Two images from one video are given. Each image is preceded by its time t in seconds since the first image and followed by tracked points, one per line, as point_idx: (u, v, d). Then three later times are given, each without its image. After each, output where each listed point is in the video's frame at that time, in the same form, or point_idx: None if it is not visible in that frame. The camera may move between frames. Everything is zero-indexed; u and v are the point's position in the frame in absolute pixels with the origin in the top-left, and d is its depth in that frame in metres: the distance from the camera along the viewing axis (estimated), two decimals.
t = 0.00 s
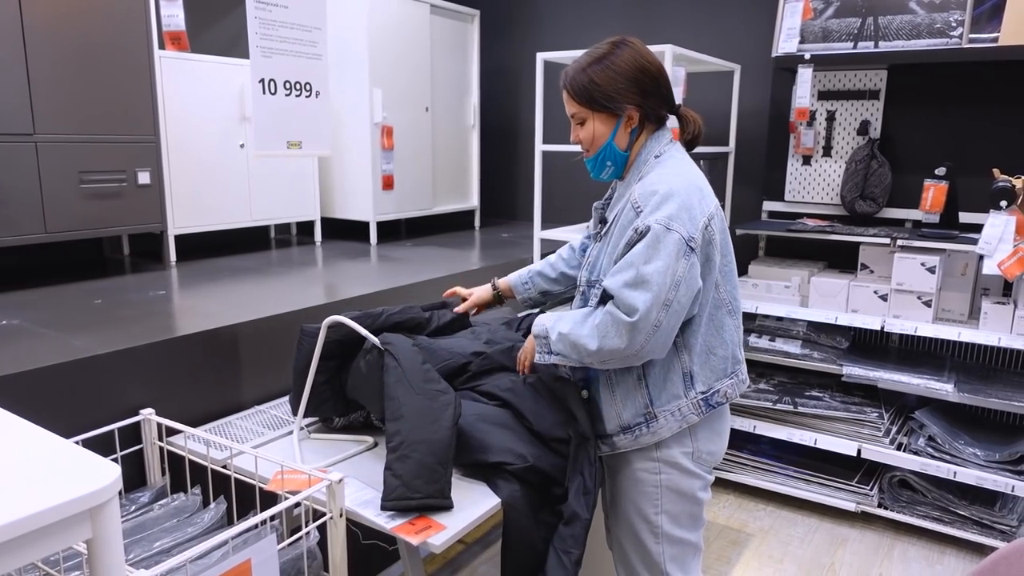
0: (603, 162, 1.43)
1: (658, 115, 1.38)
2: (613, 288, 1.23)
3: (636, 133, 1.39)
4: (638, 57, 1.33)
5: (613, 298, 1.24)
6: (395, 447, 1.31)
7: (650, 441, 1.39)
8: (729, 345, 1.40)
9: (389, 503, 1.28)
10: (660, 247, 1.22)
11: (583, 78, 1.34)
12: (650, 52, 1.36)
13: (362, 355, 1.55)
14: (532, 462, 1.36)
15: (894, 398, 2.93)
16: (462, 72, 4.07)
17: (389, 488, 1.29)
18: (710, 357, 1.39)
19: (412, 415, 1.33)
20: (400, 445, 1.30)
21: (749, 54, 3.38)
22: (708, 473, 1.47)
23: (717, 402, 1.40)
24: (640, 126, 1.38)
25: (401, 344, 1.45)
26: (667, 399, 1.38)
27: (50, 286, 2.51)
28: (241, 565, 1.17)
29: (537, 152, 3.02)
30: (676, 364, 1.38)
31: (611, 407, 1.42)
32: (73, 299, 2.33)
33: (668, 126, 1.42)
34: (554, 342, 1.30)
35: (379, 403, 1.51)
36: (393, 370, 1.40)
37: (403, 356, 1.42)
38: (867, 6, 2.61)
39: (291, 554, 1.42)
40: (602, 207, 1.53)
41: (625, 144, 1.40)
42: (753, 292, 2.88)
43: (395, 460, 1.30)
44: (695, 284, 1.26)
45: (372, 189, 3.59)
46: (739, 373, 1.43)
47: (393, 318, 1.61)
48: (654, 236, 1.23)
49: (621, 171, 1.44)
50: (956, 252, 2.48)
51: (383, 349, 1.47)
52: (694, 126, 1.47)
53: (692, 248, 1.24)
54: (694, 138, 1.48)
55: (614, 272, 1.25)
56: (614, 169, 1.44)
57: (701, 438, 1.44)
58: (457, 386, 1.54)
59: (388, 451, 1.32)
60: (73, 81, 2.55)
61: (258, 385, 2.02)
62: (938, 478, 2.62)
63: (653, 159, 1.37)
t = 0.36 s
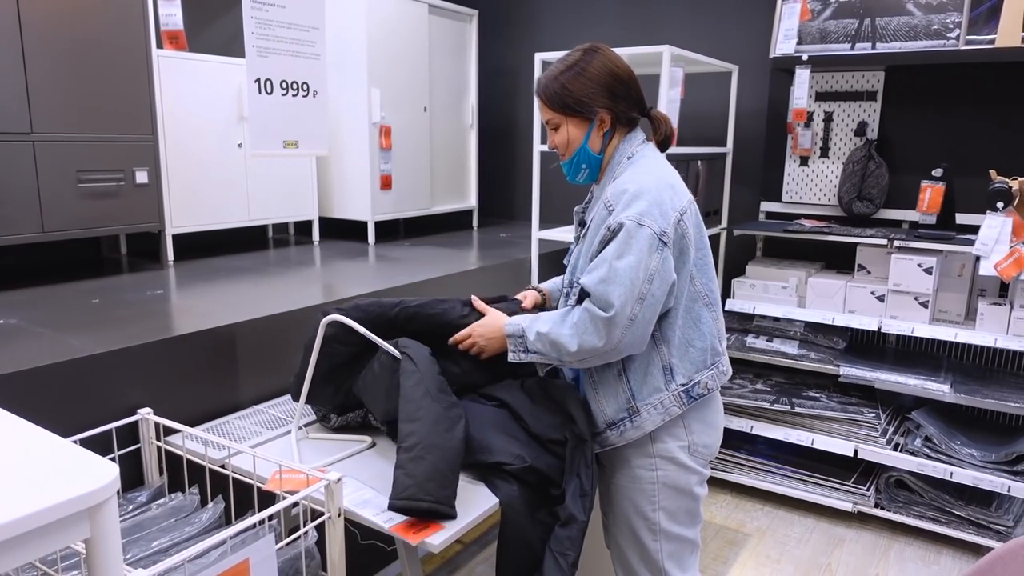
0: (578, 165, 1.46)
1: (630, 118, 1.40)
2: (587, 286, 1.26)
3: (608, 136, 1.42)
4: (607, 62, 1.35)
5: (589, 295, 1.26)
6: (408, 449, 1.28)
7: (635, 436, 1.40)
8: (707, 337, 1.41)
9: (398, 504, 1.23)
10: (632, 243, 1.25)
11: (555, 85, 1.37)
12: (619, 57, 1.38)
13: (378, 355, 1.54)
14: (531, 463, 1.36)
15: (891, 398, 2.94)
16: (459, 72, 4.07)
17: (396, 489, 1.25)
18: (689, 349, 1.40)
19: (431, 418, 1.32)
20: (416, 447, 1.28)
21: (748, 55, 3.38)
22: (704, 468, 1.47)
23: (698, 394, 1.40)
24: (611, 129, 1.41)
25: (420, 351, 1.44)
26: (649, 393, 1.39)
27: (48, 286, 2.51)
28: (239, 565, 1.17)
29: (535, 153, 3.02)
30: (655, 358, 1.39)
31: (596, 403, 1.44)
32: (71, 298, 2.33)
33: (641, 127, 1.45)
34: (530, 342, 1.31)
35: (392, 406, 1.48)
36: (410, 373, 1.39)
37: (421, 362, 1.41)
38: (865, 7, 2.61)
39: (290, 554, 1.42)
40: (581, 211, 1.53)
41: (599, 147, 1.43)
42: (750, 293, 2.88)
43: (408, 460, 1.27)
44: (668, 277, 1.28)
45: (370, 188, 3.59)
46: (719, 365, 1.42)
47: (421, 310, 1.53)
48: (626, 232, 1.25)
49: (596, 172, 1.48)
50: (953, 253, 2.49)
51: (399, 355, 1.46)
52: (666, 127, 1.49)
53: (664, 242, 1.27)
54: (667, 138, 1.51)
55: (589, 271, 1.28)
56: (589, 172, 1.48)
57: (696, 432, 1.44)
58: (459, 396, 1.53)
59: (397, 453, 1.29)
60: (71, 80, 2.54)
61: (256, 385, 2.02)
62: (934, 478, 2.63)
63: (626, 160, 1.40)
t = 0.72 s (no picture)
0: (578, 167, 1.47)
1: (628, 119, 1.41)
2: (590, 287, 1.26)
3: (607, 137, 1.43)
4: (602, 65, 1.36)
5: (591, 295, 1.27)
6: (472, 493, 1.21)
7: (640, 434, 1.42)
8: (710, 336, 1.41)
9: (482, 552, 1.13)
10: (634, 245, 1.25)
11: (552, 90, 1.38)
12: (614, 59, 1.39)
13: (378, 400, 1.49)
14: (535, 462, 1.36)
15: (892, 398, 2.95)
16: (460, 72, 4.08)
17: (469, 537, 1.15)
18: (692, 348, 1.40)
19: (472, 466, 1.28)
20: (480, 492, 1.22)
21: (748, 56, 3.39)
22: (707, 468, 1.48)
23: (702, 393, 1.41)
24: (609, 130, 1.42)
25: (426, 394, 1.43)
26: (653, 393, 1.40)
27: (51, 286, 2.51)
28: (245, 564, 1.17)
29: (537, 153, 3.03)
30: (658, 358, 1.40)
31: (600, 403, 1.46)
32: (74, 299, 2.33)
33: (638, 128, 1.46)
34: (536, 333, 1.31)
35: (403, 454, 1.43)
36: (434, 424, 1.35)
37: (433, 411, 1.38)
38: (865, 7, 2.62)
39: (295, 553, 1.43)
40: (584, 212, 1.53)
41: (598, 148, 1.43)
42: (751, 292, 2.89)
43: (475, 504, 1.19)
44: (669, 277, 1.29)
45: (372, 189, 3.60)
46: (724, 362, 1.43)
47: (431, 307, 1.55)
48: (628, 234, 1.26)
49: (597, 174, 1.48)
50: (953, 252, 2.49)
51: (403, 407, 1.41)
52: (663, 125, 1.50)
53: (665, 243, 1.27)
54: (665, 136, 1.51)
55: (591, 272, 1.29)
56: (591, 173, 1.48)
57: (698, 431, 1.45)
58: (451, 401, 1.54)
59: (452, 498, 1.21)
60: (74, 80, 2.55)
61: (259, 385, 2.03)
62: (935, 477, 2.64)
63: (626, 160, 1.41)
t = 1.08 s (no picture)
0: (571, 166, 1.47)
1: (625, 120, 1.42)
2: (590, 266, 1.25)
3: (602, 138, 1.43)
4: (603, 65, 1.37)
5: (591, 272, 1.25)
6: (477, 497, 1.22)
7: (646, 430, 1.41)
8: (709, 331, 1.42)
9: (488, 556, 1.14)
10: (642, 236, 1.27)
11: (551, 87, 1.38)
12: (615, 60, 1.39)
13: (382, 399, 1.50)
14: (537, 462, 1.36)
15: (893, 397, 2.95)
16: (462, 72, 4.08)
17: (476, 542, 1.15)
18: (693, 344, 1.40)
19: (476, 468, 1.28)
20: (485, 495, 1.23)
21: (748, 56, 3.40)
22: (721, 463, 1.49)
23: (702, 386, 1.42)
24: (604, 131, 1.42)
25: (428, 395, 1.43)
26: (656, 388, 1.39)
27: (54, 286, 2.52)
28: (249, 563, 1.18)
29: (538, 153, 3.03)
30: (659, 353, 1.39)
31: (602, 404, 1.44)
32: (77, 299, 2.34)
33: (636, 130, 1.46)
34: (520, 298, 1.29)
35: (406, 454, 1.44)
36: (437, 426, 1.35)
37: (437, 412, 1.38)
38: (866, 7, 2.62)
39: (298, 553, 1.43)
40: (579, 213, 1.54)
41: (593, 149, 1.43)
42: (752, 292, 2.89)
43: (481, 507, 1.20)
44: (669, 270, 1.30)
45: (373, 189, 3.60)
46: (719, 357, 1.44)
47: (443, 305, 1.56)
48: (636, 225, 1.27)
49: (590, 175, 1.48)
50: (955, 252, 2.50)
51: (405, 408, 1.41)
52: (660, 129, 1.51)
53: (670, 237, 1.29)
54: (663, 140, 1.52)
55: (592, 255, 1.28)
56: (583, 174, 1.48)
57: (713, 426, 1.45)
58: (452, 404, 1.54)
59: (457, 502, 1.21)
60: (76, 81, 2.55)
61: (261, 385, 2.03)
62: (937, 476, 2.64)
63: (627, 159, 1.41)
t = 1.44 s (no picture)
0: (559, 168, 1.46)
1: (615, 124, 1.42)
2: (607, 258, 1.25)
3: (591, 141, 1.43)
4: (594, 68, 1.37)
5: (609, 264, 1.25)
6: (482, 501, 1.22)
7: (662, 425, 1.40)
8: (711, 324, 1.43)
9: (493, 563, 1.15)
10: (655, 227, 1.28)
11: (541, 88, 1.39)
12: (606, 63, 1.40)
13: (388, 395, 1.49)
14: (538, 462, 1.37)
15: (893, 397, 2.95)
16: (462, 72, 4.09)
17: (482, 549, 1.16)
18: (699, 337, 1.41)
19: (481, 472, 1.28)
20: (489, 500, 1.23)
21: (748, 56, 3.40)
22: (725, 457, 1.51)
23: (710, 376, 1.43)
24: (593, 134, 1.42)
25: (433, 395, 1.43)
26: (669, 382, 1.39)
27: (56, 286, 2.52)
28: (251, 562, 1.18)
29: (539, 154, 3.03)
30: (669, 348, 1.39)
31: (617, 402, 1.43)
32: (78, 299, 2.34)
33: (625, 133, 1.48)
34: (534, 291, 1.28)
35: (409, 453, 1.44)
36: (443, 428, 1.35)
37: (442, 413, 1.38)
38: (866, 7, 2.62)
39: (298, 552, 1.44)
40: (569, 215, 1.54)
41: (581, 151, 1.43)
42: (752, 292, 2.89)
43: (486, 513, 1.20)
44: (678, 262, 1.31)
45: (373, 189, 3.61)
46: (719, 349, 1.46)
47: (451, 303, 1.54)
48: (648, 217, 1.28)
49: (578, 177, 1.47)
50: (954, 252, 2.50)
51: (411, 407, 1.41)
52: (648, 133, 1.51)
53: (680, 229, 1.30)
54: (651, 144, 1.52)
55: (606, 248, 1.28)
56: (571, 176, 1.47)
57: (717, 420, 1.47)
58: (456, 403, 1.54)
59: (461, 506, 1.21)
60: (78, 81, 2.56)
61: (261, 385, 2.03)
62: (936, 476, 2.64)
63: (621, 159, 1.41)
